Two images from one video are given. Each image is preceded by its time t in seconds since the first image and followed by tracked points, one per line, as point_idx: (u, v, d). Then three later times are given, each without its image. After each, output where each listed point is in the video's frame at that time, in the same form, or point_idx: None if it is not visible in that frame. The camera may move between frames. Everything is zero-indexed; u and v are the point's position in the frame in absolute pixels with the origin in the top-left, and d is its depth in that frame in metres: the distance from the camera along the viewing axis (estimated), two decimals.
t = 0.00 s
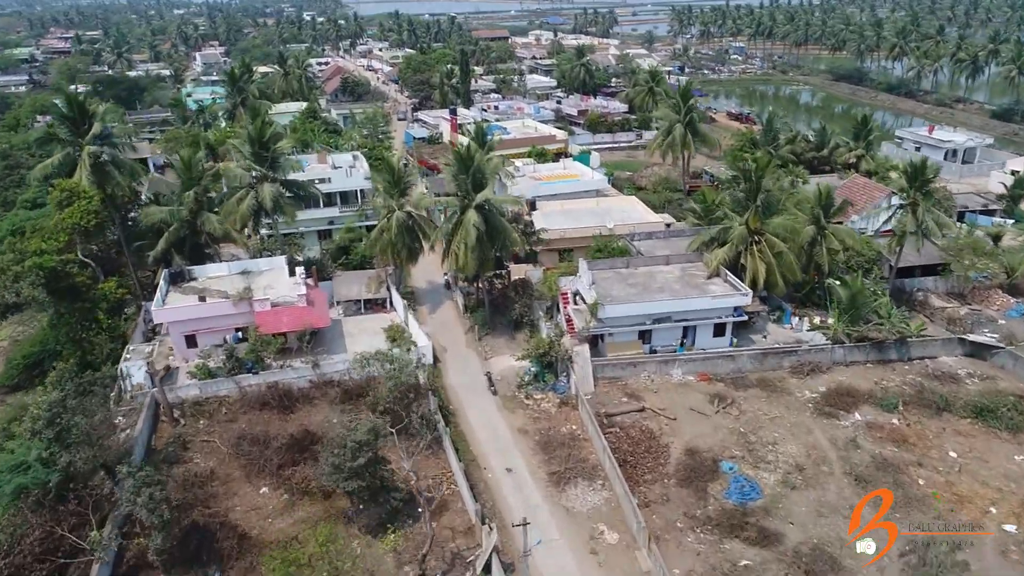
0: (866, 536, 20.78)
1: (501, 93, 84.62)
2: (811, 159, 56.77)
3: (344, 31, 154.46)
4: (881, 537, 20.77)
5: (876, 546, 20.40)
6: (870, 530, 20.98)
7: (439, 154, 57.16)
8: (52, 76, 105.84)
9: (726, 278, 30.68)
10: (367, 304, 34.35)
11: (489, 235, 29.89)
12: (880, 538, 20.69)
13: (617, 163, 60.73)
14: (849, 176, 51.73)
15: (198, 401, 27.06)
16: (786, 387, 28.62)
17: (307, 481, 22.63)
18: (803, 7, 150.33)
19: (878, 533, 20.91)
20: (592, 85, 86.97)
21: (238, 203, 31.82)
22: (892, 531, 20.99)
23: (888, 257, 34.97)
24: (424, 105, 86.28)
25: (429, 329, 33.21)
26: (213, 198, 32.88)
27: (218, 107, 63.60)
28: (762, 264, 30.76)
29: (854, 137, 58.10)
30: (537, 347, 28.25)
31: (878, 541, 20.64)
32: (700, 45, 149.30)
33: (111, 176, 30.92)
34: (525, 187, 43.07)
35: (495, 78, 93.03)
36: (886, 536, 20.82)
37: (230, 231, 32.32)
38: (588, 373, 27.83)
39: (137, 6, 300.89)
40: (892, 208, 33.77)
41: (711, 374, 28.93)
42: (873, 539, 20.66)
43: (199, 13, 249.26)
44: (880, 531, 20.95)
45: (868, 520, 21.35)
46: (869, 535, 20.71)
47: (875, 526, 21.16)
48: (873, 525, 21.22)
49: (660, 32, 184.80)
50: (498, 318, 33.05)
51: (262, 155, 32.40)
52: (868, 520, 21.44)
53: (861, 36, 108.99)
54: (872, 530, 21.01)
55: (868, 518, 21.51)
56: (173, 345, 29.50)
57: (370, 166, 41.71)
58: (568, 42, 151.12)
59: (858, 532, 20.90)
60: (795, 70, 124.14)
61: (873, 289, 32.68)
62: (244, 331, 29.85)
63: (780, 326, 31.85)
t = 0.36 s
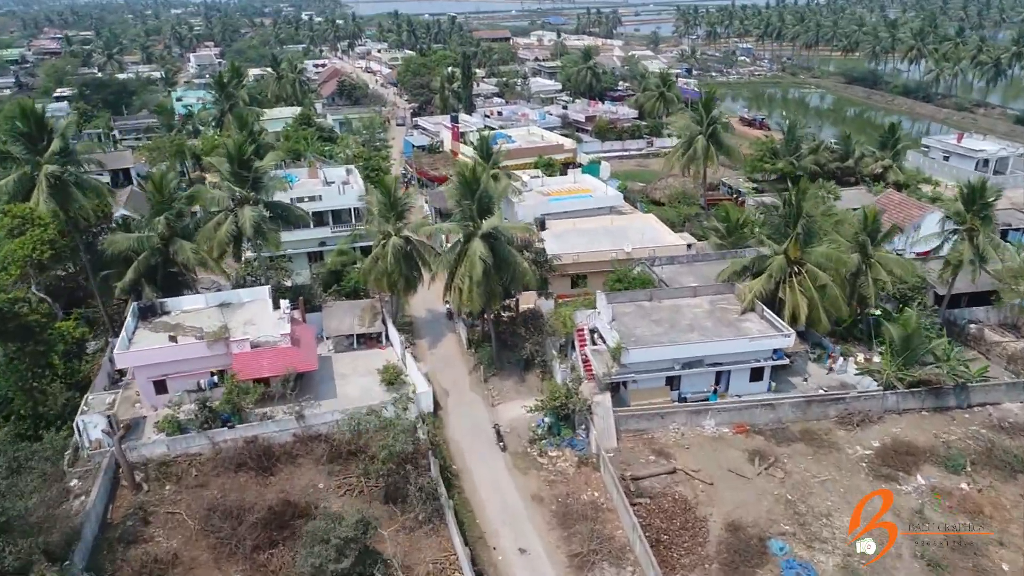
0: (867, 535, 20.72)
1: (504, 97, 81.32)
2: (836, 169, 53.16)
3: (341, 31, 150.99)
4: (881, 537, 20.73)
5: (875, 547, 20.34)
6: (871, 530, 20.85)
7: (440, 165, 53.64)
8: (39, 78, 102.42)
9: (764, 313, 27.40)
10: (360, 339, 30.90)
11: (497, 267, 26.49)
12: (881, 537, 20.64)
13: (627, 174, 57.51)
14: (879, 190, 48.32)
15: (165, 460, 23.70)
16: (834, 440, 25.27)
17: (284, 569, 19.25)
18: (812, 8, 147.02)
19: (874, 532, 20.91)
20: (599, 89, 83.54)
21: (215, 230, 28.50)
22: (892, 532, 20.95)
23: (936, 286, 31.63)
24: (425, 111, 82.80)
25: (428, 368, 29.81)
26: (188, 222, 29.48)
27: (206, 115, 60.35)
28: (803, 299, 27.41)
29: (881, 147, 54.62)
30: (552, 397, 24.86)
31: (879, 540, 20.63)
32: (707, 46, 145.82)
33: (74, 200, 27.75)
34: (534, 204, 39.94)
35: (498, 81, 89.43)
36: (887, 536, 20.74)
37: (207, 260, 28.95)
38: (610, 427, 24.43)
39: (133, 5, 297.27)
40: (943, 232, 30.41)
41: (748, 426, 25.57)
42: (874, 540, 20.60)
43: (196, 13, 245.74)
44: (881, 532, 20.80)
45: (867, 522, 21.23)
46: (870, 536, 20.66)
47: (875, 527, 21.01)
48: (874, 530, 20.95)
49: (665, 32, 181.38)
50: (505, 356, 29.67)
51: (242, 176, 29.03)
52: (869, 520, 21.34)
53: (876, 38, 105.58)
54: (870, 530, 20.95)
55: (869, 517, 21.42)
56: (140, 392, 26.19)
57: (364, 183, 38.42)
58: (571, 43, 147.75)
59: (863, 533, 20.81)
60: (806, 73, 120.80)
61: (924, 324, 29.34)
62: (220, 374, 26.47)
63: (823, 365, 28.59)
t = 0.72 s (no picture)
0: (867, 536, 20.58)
1: (507, 102, 77.95)
2: (865, 182, 49.71)
3: (338, 32, 147.53)
4: (882, 538, 20.63)
5: (874, 547, 20.28)
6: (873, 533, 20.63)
7: (440, 178, 50.13)
8: (25, 81, 98.96)
9: (813, 362, 23.96)
10: (352, 385, 27.41)
11: (507, 311, 22.97)
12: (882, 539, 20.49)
13: (640, 187, 54.17)
14: (915, 206, 44.87)
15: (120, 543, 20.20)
16: (899, 513, 21.77)
17: None
18: (822, 8, 143.65)
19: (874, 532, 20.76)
20: (606, 94, 80.06)
21: (185, 265, 24.95)
22: (893, 532, 20.87)
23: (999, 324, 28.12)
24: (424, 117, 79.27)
25: (428, 420, 26.30)
26: (155, 255, 25.84)
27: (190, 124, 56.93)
28: (858, 346, 23.89)
29: (913, 158, 51.17)
30: (573, 466, 21.32)
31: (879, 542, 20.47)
32: (714, 47, 142.38)
33: (22, 231, 23.99)
34: (545, 225, 36.59)
35: (501, 85, 85.85)
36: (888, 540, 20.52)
37: (176, 298, 25.41)
38: (641, 502, 20.91)
39: (128, 5, 293.76)
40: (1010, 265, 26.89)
41: (798, 496, 22.07)
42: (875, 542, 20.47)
43: (193, 13, 242.15)
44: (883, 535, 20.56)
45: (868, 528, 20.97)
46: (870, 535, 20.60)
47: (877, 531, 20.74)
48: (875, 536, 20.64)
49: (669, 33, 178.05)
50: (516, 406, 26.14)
51: (216, 203, 25.44)
52: (869, 523, 21.14)
53: (891, 40, 102.19)
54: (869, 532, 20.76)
55: (869, 517, 21.32)
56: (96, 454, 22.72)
57: (355, 201, 35.20)
58: (574, 45, 144.34)
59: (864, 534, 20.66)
60: (818, 75, 117.34)
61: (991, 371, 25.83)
62: (189, 434, 23.04)
63: (877, 420, 25.15)
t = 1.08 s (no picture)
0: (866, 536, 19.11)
1: (511, 107, 74.65)
2: (897, 198, 46.34)
3: (336, 33, 144.27)
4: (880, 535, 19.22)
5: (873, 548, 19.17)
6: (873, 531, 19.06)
7: (441, 193, 46.55)
8: (9, 84, 95.71)
9: (880, 429, 20.42)
10: (341, 446, 23.84)
11: (522, 372, 19.34)
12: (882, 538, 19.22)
13: (654, 202, 50.85)
14: (957, 225, 41.33)
15: None
16: None
17: None
18: (832, 9, 140.37)
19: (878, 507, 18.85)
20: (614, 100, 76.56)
21: (144, 314, 21.28)
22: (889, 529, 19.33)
23: None
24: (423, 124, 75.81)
25: (429, 489, 22.74)
26: (110, 299, 22.10)
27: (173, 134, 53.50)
28: (934, 409, 20.27)
29: (949, 171, 47.67)
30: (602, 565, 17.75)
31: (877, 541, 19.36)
32: (721, 49, 139.00)
33: None
34: (557, 252, 33.12)
35: (504, 90, 82.26)
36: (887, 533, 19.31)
37: (134, 350, 21.68)
38: None
39: (125, 6, 291.31)
40: None
41: None
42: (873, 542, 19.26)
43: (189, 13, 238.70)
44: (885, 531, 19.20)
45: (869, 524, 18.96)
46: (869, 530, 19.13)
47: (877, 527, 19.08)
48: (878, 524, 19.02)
49: (674, 33, 174.82)
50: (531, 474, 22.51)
51: (181, 240, 21.70)
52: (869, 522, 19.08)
53: (908, 42, 98.74)
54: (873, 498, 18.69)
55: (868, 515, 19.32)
56: (34, 543, 19.11)
57: (346, 227, 31.71)
58: (576, 47, 141.10)
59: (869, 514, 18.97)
60: (830, 79, 114.00)
61: None
62: (145, 518, 19.45)
63: (951, 493, 21.63)
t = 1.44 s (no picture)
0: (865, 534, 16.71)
1: (515, 114, 71.29)
2: (934, 215, 42.96)
3: (333, 35, 140.89)
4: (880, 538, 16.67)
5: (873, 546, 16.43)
6: (871, 528, 16.90)
7: (442, 210, 43.11)
8: None
9: (975, 521, 16.91)
10: (327, 524, 20.31)
11: (547, 457, 15.76)
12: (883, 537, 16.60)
13: (670, 217, 47.47)
14: (1005, 246, 37.94)
15: None
16: None
17: None
18: (841, 10, 137.13)
19: (875, 503, 17.75)
20: (623, 105, 73.06)
21: (89, 379, 17.75)
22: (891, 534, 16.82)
23: None
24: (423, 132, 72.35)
25: None
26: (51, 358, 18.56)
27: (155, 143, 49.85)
28: None
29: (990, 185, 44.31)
30: None
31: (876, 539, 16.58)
32: (728, 51, 135.55)
33: None
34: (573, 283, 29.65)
35: (507, 94, 78.71)
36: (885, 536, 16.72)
37: (78, 420, 18.18)
38: None
39: (120, 5, 287.79)
40: None
41: None
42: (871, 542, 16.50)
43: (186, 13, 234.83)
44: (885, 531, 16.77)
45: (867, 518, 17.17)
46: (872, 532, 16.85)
47: (875, 524, 17.02)
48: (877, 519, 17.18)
49: (678, 34, 171.53)
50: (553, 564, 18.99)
51: (133, 289, 18.12)
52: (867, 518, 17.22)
53: (925, 45, 95.40)
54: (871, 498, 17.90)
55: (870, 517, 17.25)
56: None
57: (337, 256, 28.23)
58: (579, 48, 137.79)
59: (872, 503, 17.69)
60: (843, 82, 110.60)
61: None
62: None
63: None
